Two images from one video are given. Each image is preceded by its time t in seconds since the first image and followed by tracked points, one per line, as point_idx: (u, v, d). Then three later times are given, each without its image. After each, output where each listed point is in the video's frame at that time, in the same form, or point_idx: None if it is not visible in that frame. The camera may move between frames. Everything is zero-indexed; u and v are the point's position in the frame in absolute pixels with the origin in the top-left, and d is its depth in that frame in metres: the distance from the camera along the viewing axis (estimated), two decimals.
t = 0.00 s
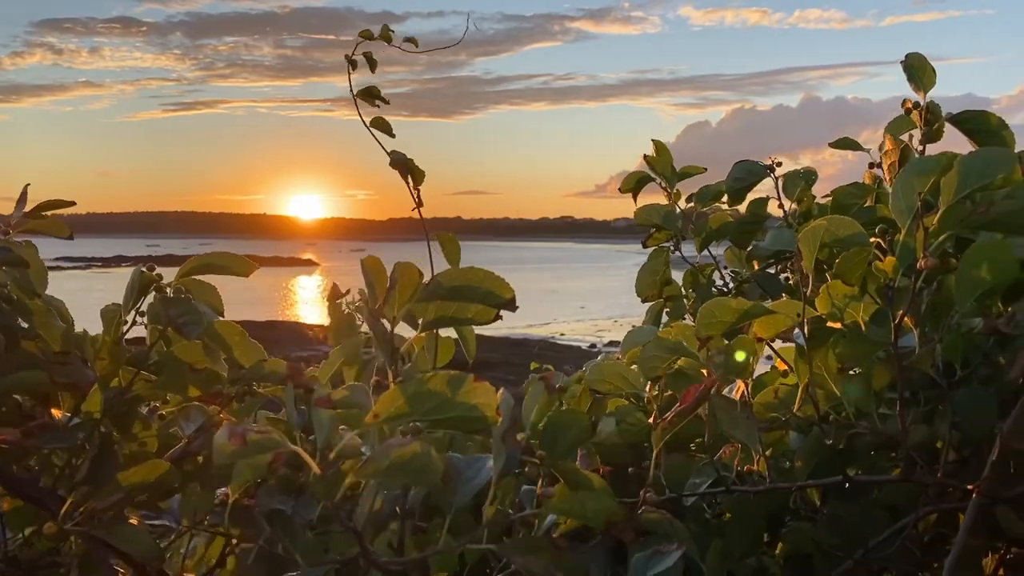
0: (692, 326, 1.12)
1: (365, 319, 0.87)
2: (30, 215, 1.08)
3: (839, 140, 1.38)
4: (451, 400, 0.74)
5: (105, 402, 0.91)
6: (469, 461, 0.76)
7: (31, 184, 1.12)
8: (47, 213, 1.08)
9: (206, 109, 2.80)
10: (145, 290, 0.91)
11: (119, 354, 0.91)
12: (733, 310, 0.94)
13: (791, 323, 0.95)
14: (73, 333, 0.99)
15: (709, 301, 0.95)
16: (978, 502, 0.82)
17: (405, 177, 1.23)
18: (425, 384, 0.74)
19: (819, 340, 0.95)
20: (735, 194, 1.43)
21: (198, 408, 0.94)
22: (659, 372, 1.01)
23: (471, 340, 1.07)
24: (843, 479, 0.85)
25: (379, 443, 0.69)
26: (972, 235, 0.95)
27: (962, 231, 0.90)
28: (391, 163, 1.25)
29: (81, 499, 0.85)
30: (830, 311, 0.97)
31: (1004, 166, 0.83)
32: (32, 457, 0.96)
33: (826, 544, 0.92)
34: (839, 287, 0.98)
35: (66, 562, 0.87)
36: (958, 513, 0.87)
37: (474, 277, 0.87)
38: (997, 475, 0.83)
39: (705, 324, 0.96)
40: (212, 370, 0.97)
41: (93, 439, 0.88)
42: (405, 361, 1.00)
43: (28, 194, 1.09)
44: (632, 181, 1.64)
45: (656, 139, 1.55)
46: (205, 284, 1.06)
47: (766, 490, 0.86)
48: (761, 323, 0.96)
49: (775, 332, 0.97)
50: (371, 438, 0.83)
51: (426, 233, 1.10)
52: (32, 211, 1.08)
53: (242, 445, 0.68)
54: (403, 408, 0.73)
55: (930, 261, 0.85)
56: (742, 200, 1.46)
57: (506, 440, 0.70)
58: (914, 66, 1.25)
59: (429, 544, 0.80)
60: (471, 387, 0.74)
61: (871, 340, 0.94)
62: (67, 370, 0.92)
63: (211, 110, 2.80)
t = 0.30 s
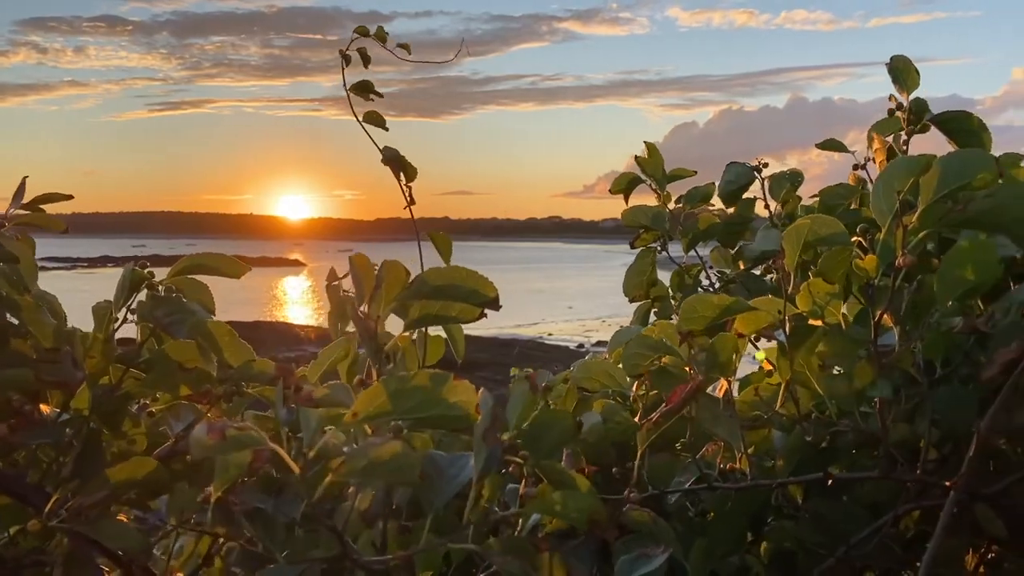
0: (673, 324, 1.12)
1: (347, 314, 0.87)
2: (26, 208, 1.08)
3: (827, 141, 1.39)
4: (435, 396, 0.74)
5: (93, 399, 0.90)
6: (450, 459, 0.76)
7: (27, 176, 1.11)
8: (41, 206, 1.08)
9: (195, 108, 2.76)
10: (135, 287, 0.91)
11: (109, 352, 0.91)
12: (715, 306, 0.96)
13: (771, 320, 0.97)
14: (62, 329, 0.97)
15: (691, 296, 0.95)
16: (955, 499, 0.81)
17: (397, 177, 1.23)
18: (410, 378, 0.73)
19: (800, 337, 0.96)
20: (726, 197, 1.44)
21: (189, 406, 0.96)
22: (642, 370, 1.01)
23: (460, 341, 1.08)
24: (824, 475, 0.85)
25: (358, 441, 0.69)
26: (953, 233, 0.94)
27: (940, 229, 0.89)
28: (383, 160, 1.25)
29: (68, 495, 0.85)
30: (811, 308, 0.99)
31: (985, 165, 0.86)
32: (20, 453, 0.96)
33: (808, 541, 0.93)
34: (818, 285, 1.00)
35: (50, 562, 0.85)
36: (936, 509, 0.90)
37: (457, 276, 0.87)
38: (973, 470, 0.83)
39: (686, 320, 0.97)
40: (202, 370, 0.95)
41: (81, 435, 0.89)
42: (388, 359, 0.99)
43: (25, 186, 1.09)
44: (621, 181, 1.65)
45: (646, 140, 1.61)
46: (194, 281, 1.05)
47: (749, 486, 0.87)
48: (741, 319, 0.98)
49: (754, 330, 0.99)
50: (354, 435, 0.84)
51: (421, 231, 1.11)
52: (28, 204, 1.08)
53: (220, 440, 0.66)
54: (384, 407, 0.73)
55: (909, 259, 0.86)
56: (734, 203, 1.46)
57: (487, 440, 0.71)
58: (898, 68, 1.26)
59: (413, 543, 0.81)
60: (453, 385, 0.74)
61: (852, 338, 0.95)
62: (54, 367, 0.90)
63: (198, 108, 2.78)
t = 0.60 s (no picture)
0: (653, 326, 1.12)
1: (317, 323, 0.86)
2: None
3: (804, 141, 1.39)
4: (402, 405, 0.73)
5: (62, 404, 0.92)
6: (422, 462, 0.77)
7: None
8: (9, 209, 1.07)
9: (178, 110, 2.76)
10: (104, 291, 0.93)
11: (77, 357, 0.93)
12: (691, 310, 0.96)
13: (748, 324, 0.98)
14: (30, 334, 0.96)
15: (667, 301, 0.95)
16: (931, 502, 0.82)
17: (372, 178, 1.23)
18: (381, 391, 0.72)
19: (777, 338, 0.97)
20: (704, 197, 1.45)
21: (162, 410, 0.96)
22: (617, 374, 1.01)
23: (440, 342, 1.07)
24: (802, 477, 0.86)
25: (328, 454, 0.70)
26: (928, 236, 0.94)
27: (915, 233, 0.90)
28: (357, 162, 1.25)
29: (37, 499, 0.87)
30: (786, 311, 0.99)
31: (954, 166, 0.84)
32: None
33: (787, 543, 0.93)
34: (795, 288, 1.00)
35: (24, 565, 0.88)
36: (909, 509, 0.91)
37: (423, 285, 0.88)
38: (948, 474, 0.83)
39: (663, 324, 0.96)
40: (172, 373, 0.95)
41: (51, 439, 0.91)
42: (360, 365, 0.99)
43: None
44: (601, 182, 1.65)
45: (622, 142, 1.62)
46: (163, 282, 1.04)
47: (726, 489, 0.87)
48: (717, 323, 0.98)
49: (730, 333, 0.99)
50: (325, 440, 0.84)
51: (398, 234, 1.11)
52: None
53: (187, 447, 0.70)
54: (350, 416, 0.72)
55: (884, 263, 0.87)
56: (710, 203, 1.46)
57: (460, 446, 0.75)
58: (873, 70, 1.26)
59: (390, 547, 0.80)
60: (424, 395, 0.74)
61: (830, 341, 0.95)
62: (16, 373, 0.92)
63: (181, 109, 2.78)
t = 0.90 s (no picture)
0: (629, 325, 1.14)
1: (286, 324, 0.87)
2: None
3: (781, 141, 1.40)
4: (369, 408, 0.73)
5: (38, 405, 0.92)
6: (394, 463, 0.76)
7: None
8: None
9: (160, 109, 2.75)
10: (79, 291, 0.93)
11: (51, 358, 0.93)
12: (667, 311, 0.96)
13: (723, 324, 0.97)
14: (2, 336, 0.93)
15: (644, 303, 0.96)
16: (904, 501, 0.83)
17: (349, 178, 1.22)
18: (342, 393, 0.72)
19: (750, 340, 0.97)
20: (683, 197, 1.45)
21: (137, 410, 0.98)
22: (594, 373, 1.03)
23: (420, 341, 1.08)
24: (778, 476, 0.87)
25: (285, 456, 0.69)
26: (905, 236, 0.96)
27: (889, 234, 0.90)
28: (335, 162, 1.25)
29: (11, 504, 0.88)
30: (762, 311, 0.99)
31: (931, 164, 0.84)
32: None
33: (765, 543, 0.94)
34: (767, 288, 1.02)
35: None
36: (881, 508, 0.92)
37: (393, 283, 0.88)
38: (923, 471, 0.84)
39: (639, 324, 0.97)
40: (149, 373, 0.98)
41: (24, 441, 0.90)
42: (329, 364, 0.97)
43: None
44: (581, 182, 1.65)
45: (601, 142, 1.62)
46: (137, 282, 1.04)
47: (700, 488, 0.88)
48: (692, 324, 0.98)
49: (704, 334, 0.98)
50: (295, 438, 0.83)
51: (376, 236, 1.11)
52: None
53: (149, 451, 0.69)
54: (314, 419, 0.72)
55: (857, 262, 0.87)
56: (687, 203, 1.47)
57: (426, 445, 0.73)
58: (851, 70, 1.27)
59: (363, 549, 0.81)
60: (386, 396, 0.74)
61: (805, 340, 0.96)
62: None
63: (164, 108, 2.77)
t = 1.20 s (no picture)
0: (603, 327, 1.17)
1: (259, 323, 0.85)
2: None
3: (760, 142, 1.41)
4: (342, 411, 0.72)
5: (9, 407, 0.95)
6: (369, 464, 0.76)
7: None
8: None
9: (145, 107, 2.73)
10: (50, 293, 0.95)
11: (21, 360, 0.94)
12: (643, 312, 0.98)
13: (698, 324, 0.98)
14: None
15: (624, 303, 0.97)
16: (881, 497, 0.84)
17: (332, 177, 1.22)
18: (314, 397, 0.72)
19: (727, 340, 0.96)
20: (663, 197, 1.46)
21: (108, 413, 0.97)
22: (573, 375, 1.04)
23: (401, 343, 1.09)
24: (754, 476, 0.87)
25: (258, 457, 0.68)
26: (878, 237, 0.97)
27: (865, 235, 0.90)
28: (318, 159, 1.24)
29: None
30: (738, 311, 0.99)
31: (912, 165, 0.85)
32: None
33: (742, 542, 0.94)
34: (746, 288, 1.00)
35: None
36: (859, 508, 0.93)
37: (367, 286, 0.89)
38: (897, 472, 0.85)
39: (615, 325, 0.98)
40: (120, 377, 0.99)
41: None
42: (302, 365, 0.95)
43: None
44: (563, 182, 1.65)
45: (582, 142, 1.63)
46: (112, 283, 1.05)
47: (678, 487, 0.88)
48: (670, 323, 1.00)
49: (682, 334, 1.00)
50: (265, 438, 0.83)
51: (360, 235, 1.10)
52: None
53: (118, 454, 0.68)
54: (287, 421, 0.71)
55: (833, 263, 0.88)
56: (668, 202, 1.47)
57: (403, 446, 0.72)
58: (828, 70, 1.28)
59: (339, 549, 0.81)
60: (361, 397, 0.76)
61: (782, 341, 0.93)
62: None
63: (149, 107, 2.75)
